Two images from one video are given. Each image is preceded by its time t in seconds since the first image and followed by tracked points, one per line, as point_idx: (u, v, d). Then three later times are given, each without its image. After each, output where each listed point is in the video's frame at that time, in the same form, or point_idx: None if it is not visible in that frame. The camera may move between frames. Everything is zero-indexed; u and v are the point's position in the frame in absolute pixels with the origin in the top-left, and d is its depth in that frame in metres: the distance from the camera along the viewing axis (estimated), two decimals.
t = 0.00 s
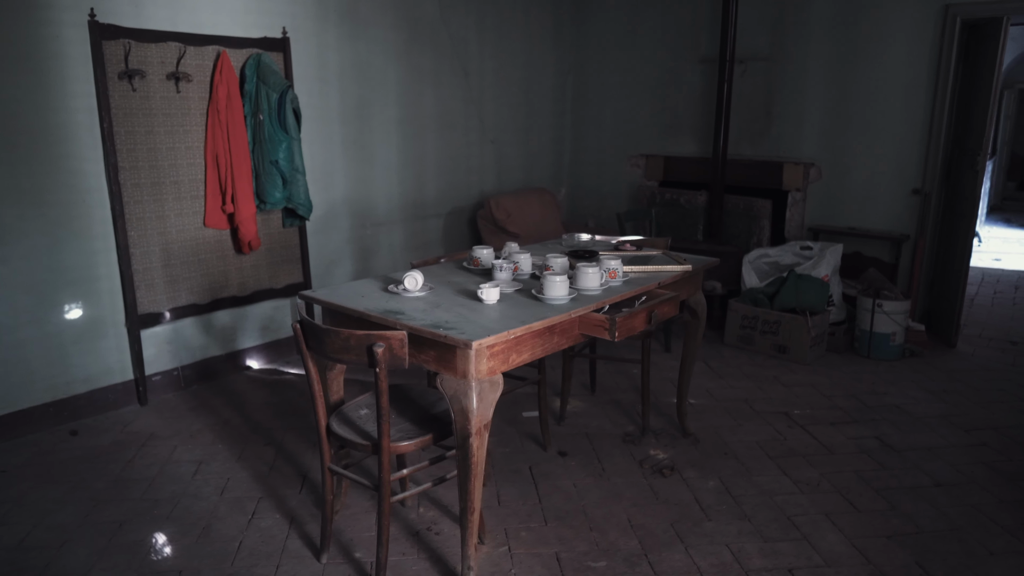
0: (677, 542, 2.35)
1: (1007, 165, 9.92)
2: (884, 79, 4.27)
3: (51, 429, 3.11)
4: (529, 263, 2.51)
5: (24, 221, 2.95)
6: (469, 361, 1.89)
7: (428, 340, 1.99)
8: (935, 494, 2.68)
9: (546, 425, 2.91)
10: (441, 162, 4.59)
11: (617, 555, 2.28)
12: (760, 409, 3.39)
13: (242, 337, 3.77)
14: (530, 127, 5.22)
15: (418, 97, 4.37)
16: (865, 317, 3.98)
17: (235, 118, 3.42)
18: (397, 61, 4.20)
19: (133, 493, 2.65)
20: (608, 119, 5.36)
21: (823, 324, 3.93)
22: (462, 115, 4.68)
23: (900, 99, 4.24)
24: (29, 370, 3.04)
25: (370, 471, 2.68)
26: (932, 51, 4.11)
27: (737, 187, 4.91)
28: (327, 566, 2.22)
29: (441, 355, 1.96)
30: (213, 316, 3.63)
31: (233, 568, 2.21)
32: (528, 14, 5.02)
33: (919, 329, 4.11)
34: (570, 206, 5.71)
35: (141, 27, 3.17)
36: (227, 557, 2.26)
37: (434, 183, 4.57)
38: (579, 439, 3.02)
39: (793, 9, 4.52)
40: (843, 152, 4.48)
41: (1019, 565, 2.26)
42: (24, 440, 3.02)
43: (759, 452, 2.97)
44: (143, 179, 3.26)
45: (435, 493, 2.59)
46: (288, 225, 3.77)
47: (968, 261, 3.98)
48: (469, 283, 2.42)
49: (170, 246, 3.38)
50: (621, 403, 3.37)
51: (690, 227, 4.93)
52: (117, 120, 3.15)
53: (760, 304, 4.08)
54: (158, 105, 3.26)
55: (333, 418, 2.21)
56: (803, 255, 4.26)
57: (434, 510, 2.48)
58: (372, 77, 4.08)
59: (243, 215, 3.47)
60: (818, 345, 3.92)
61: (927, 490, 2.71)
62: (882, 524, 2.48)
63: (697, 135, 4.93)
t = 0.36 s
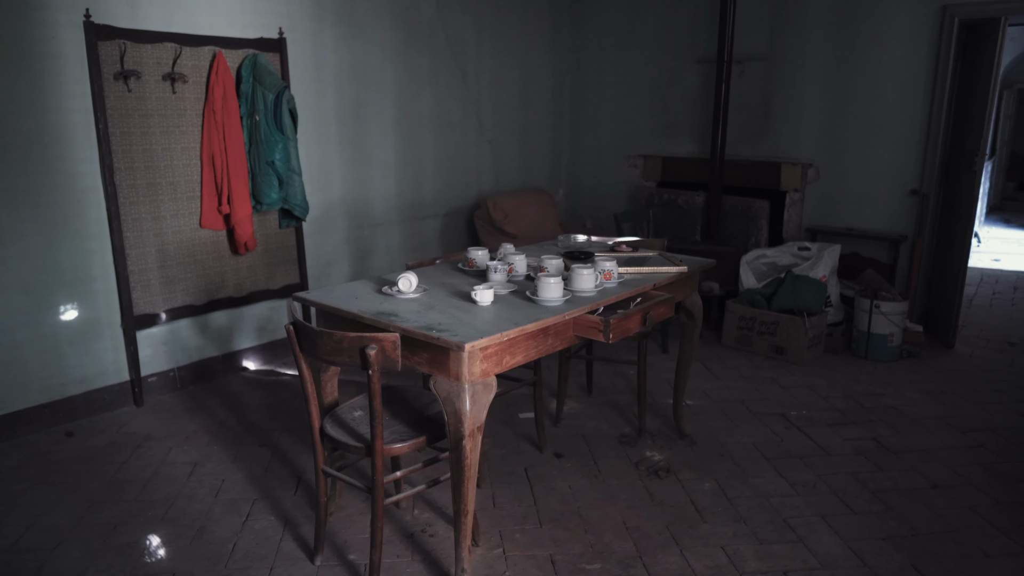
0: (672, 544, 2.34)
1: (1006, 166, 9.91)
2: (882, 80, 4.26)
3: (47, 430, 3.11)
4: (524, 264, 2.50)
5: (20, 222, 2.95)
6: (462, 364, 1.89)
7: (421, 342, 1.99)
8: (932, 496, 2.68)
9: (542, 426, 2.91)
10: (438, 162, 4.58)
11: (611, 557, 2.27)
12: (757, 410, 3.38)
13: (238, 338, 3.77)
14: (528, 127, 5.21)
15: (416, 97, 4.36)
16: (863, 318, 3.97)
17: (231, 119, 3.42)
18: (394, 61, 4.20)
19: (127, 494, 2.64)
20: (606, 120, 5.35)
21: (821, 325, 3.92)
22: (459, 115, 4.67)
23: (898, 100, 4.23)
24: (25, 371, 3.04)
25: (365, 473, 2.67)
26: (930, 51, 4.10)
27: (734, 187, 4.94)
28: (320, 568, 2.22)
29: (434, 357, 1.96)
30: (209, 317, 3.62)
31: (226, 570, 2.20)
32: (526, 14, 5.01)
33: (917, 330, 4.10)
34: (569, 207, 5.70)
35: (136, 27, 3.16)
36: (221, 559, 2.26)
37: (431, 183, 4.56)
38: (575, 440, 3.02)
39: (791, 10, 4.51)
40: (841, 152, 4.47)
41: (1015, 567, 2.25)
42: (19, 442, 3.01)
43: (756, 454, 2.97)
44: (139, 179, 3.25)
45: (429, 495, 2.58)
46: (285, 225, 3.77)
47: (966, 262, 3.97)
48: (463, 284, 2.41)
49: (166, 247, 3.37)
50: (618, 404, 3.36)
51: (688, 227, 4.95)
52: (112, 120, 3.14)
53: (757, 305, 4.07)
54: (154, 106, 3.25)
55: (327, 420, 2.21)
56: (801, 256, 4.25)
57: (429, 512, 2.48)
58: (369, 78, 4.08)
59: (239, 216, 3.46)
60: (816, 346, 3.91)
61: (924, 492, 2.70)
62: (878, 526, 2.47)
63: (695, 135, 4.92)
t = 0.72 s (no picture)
0: (667, 546, 2.33)
1: (1005, 166, 9.91)
2: (880, 80, 4.26)
3: (41, 432, 3.10)
4: (518, 265, 2.50)
5: (14, 223, 2.94)
6: (454, 365, 1.88)
7: (413, 344, 1.98)
8: (928, 497, 2.67)
9: (537, 427, 2.90)
10: (435, 163, 4.58)
11: (605, 559, 2.26)
12: (754, 411, 3.37)
13: (234, 339, 3.76)
14: (525, 128, 5.20)
15: (412, 98, 4.36)
16: (860, 318, 3.96)
17: (226, 120, 3.41)
18: (391, 62, 4.19)
19: (121, 496, 2.63)
20: (603, 120, 5.34)
21: (818, 326, 3.92)
22: (456, 115, 4.66)
23: (896, 100, 4.22)
24: (19, 372, 3.03)
25: (359, 474, 2.67)
26: (927, 52, 4.09)
27: (731, 187, 4.91)
28: (313, 570, 2.21)
29: (426, 359, 1.95)
30: (204, 318, 3.61)
31: (219, 572, 2.20)
32: (523, 14, 5.00)
33: (915, 330, 4.09)
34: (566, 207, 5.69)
35: (131, 28, 3.16)
36: (214, 561, 2.25)
37: (428, 184, 4.56)
38: (570, 441, 3.01)
39: (789, 10, 4.50)
40: (839, 152, 4.46)
41: (1010, 569, 2.25)
42: (14, 443, 3.00)
43: (752, 455, 2.96)
44: (134, 180, 3.25)
45: (423, 496, 2.58)
46: (281, 226, 3.76)
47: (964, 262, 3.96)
48: (457, 285, 2.41)
49: (161, 248, 3.37)
50: (614, 405, 3.35)
51: (686, 227, 4.93)
52: (107, 121, 3.14)
53: (754, 306, 4.06)
54: (149, 106, 3.25)
55: (319, 422, 2.20)
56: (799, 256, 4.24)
57: (423, 514, 2.47)
58: (365, 78, 4.07)
59: (234, 217, 3.45)
60: (813, 346, 3.90)
61: (920, 493, 2.70)
62: (873, 528, 2.46)
63: (693, 136, 4.91)
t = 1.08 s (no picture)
0: (660, 547, 2.33)
1: (1002, 166, 9.92)
2: (875, 80, 4.25)
3: (33, 433, 3.09)
4: (511, 266, 2.49)
5: (6, 224, 2.93)
6: (444, 366, 1.87)
7: (404, 345, 1.97)
8: (922, 498, 2.66)
9: (530, 428, 2.89)
10: (430, 163, 4.56)
11: (598, 560, 2.26)
12: (749, 412, 3.36)
13: (227, 339, 3.74)
14: (521, 128, 5.19)
15: (407, 98, 4.34)
16: (856, 318, 3.96)
17: (219, 119, 3.40)
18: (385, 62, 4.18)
19: (113, 498, 2.62)
20: (599, 120, 5.34)
21: (813, 326, 3.91)
22: (451, 115, 4.65)
23: (892, 100, 4.22)
24: (11, 373, 3.02)
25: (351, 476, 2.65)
26: (923, 51, 4.09)
27: (727, 188, 4.89)
28: (304, 572, 2.20)
29: (416, 359, 1.94)
30: (198, 318, 3.60)
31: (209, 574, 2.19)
32: (518, 14, 4.99)
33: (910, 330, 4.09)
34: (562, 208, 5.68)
35: (124, 28, 3.14)
36: (205, 563, 2.24)
37: (423, 184, 4.54)
38: (564, 442, 3.00)
39: (784, 9, 4.50)
40: (835, 152, 4.45)
41: (1004, 569, 2.24)
42: (6, 445, 2.99)
43: (746, 456, 2.95)
44: (126, 181, 3.23)
45: (416, 497, 2.57)
46: (274, 226, 3.74)
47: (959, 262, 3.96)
48: (449, 286, 2.40)
49: (154, 249, 3.35)
50: (609, 406, 3.35)
51: (681, 228, 4.91)
52: (99, 121, 3.12)
53: (749, 306, 4.06)
54: (142, 106, 3.23)
55: (310, 423, 2.19)
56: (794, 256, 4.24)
57: (415, 515, 2.46)
58: (360, 78, 4.06)
59: (227, 217, 3.44)
60: (808, 346, 3.90)
61: (914, 493, 2.69)
62: (867, 528, 2.46)
63: (688, 136, 4.90)
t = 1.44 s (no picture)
0: (651, 550, 2.32)
1: (994, 165, 9.95)
2: (868, 80, 4.26)
3: (21, 437, 3.06)
4: (501, 267, 2.47)
5: None
6: (433, 369, 1.86)
7: (393, 348, 1.96)
8: (913, 499, 2.67)
9: (522, 430, 2.88)
10: (423, 164, 4.55)
11: (590, 563, 2.25)
12: (741, 413, 3.36)
13: (218, 341, 3.72)
14: (513, 128, 5.18)
15: (399, 98, 4.33)
16: (848, 319, 3.95)
17: (209, 120, 3.38)
18: (377, 62, 4.17)
19: (101, 501, 2.60)
20: (592, 121, 5.33)
21: (806, 326, 3.91)
22: (444, 115, 4.64)
23: (884, 101, 4.22)
24: None
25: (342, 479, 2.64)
26: (915, 52, 4.09)
27: (720, 187, 4.89)
28: None
29: (406, 362, 1.93)
30: (188, 320, 3.57)
31: None
32: (511, 14, 4.98)
33: (902, 330, 4.09)
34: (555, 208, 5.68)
35: (113, 28, 3.12)
36: (194, 568, 2.22)
37: (416, 184, 4.53)
38: (556, 444, 2.99)
39: (777, 10, 4.50)
40: (827, 153, 4.46)
41: (995, 570, 2.24)
42: None
43: (738, 457, 2.95)
44: (115, 182, 3.21)
45: (406, 500, 2.55)
46: (265, 227, 3.72)
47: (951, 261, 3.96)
48: (439, 288, 2.38)
49: (144, 250, 3.33)
50: (601, 407, 3.34)
51: (675, 228, 4.91)
52: (88, 122, 3.10)
53: (742, 306, 4.06)
54: (131, 107, 3.21)
55: (299, 427, 2.17)
56: (786, 257, 4.24)
57: (406, 518, 2.45)
58: (352, 79, 4.04)
59: (218, 218, 3.42)
60: (801, 347, 3.90)
61: (906, 494, 2.69)
62: (858, 530, 2.46)
63: (681, 136, 4.90)
